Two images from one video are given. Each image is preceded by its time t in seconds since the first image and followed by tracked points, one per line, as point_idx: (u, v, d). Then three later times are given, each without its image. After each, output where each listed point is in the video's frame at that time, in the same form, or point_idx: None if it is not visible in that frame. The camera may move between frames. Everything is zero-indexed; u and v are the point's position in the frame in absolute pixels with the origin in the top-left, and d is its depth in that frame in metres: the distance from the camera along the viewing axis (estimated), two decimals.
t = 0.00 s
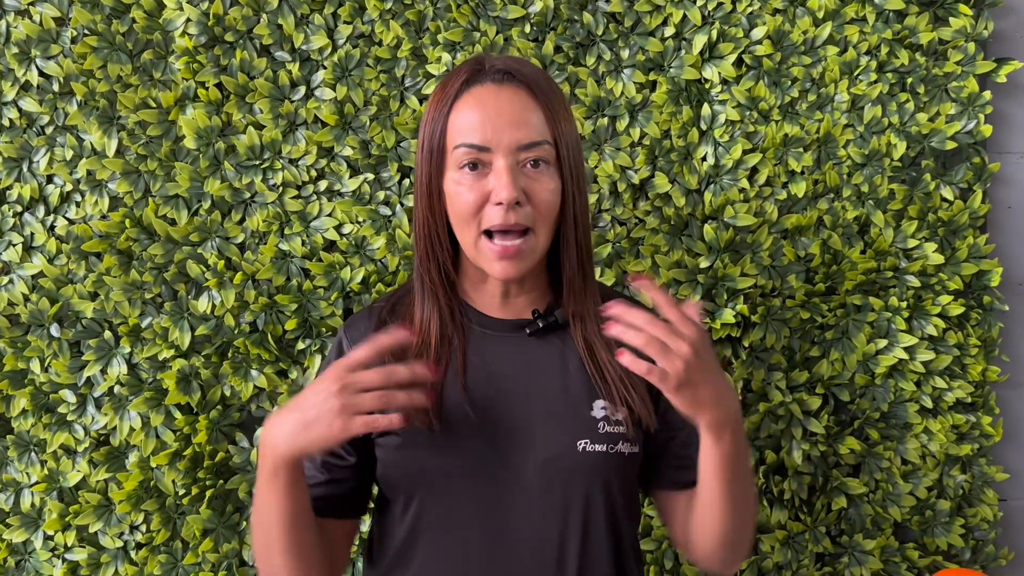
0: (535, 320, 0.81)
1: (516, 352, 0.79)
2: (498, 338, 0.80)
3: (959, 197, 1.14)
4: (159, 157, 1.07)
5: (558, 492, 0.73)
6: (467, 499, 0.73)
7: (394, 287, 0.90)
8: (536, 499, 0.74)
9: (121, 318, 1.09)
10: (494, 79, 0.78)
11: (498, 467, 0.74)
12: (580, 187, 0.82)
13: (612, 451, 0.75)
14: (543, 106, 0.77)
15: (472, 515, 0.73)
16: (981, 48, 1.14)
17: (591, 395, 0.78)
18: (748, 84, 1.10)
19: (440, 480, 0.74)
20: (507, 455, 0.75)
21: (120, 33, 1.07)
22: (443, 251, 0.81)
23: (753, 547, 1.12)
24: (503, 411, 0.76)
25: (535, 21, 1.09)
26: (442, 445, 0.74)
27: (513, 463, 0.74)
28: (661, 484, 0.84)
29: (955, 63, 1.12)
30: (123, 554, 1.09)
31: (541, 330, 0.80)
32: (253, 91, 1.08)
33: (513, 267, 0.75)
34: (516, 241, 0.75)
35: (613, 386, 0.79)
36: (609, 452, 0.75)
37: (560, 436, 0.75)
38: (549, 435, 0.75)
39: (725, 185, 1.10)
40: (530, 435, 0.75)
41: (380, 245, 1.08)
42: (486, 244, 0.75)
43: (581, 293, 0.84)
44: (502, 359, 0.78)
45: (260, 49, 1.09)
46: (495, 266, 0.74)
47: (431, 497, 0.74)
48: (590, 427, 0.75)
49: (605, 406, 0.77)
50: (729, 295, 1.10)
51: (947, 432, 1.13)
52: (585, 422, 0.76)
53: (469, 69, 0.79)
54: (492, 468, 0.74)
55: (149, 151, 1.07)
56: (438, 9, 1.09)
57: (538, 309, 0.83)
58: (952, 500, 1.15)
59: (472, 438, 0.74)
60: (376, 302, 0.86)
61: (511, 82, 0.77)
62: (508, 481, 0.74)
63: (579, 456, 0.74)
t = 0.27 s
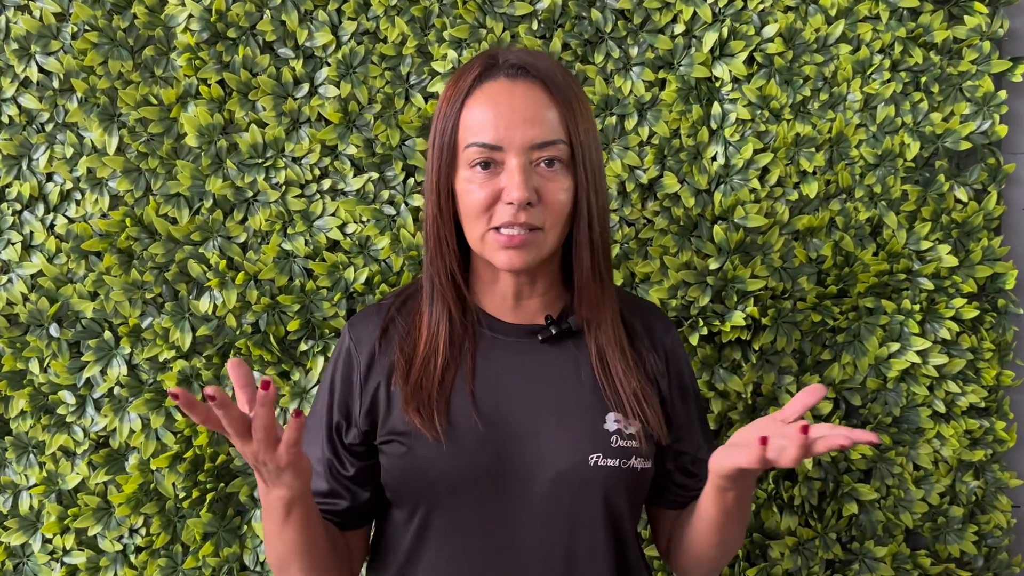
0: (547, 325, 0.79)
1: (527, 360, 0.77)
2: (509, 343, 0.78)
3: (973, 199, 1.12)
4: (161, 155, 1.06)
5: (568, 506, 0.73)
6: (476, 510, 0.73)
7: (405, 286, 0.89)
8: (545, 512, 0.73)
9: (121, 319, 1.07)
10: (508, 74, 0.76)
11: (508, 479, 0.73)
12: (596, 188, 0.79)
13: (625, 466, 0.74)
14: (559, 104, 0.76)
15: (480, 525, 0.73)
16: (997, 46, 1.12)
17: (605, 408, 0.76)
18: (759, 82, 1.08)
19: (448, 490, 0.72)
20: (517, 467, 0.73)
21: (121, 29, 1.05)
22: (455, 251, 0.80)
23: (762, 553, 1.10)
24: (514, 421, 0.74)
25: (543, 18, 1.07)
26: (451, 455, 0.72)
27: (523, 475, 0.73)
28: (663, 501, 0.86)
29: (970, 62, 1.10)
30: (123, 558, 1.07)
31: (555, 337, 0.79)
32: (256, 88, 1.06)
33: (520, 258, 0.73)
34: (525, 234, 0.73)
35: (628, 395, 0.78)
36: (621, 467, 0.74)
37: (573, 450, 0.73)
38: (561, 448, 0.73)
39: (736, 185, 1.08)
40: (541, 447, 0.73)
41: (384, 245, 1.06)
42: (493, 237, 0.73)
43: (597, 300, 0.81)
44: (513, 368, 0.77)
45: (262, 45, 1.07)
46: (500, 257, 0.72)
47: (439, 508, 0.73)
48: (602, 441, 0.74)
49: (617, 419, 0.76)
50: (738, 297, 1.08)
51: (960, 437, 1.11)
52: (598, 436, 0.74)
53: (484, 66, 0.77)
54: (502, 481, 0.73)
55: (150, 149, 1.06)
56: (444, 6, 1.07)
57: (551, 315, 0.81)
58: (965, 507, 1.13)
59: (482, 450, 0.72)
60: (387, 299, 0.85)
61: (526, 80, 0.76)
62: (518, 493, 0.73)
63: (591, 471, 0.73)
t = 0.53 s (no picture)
0: (556, 328, 0.79)
1: (535, 363, 0.77)
2: (518, 343, 0.78)
3: (982, 200, 1.11)
4: (162, 153, 1.05)
5: (576, 511, 0.72)
6: (483, 515, 0.72)
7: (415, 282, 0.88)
8: (552, 518, 0.72)
9: (122, 318, 1.06)
10: (512, 70, 0.75)
11: (515, 484, 0.71)
12: (603, 185, 0.77)
13: (634, 472, 0.73)
14: (562, 99, 0.74)
15: (486, 528, 0.72)
16: (1006, 46, 1.11)
17: (614, 412, 0.75)
18: (766, 81, 1.07)
19: (455, 495, 0.71)
20: (525, 472, 0.72)
21: (122, 26, 1.04)
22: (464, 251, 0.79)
23: (767, 557, 1.09)
24: (522, 426, 0.73)
25: (548, 16, 1.06)
26: (460, 459, 0.71)
27: (531, 480, 0.72)
28: (664, 509, 0.85)
29: (979, 61, 1.09)
30: (123, 559, 1.07)
31: (564, 340, 0.78)
32: (259, 86, 1.05)
33: (524, 259, 0.72)
34: (529, 234, 0.72)
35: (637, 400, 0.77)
36: (631, 473, 0.73)
37: (582, 455, 0.72)
38: (569, 453, 0.72)
39: (742, 186, 1.07)
40: (550, 452, 0.72)
41: (387, 244, 1.06)
42: (498, 237, 0.73)
43: (605, 304, 0.80)
44: (521, 371, 0.76)
45: (265, 43, 1.06)
46: (504, 257, 0.72)
47: (446, 512, 0.72)
48: (612, 447, 0.73)
49: (627, 424, 0.75)
50: (744, 297, 1.07)
51: (968, 440, 1.10)
52: (608, 442, 0.73)
53: (489, 63, 0.76)
54: (510, 486, 0.72)
55: (152, 147, 1.05)
56: (448, 3, 1.06)
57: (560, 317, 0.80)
58: (973, 511, 1.12)
59: (490, 454, 0.71)
60: (395, 295, 0.85)
61: (530, 75, 0.74)
62: (525, 499, 0.72)
63: (600, 477, 0.72)
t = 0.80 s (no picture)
0: (554, 326, 0.77)
1: (535, 360, 0.76)
2: (518, 341, 0.77)
3: (983, 203, 1.11)
4: (165, 155, 1.05)
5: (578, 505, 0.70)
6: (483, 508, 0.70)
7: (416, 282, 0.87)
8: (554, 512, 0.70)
9: (125, 319, 1.06)
10: (485, 76, 0.74)
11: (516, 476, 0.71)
12: (582, 183, 0.74)
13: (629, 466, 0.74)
14: (531, 100, 0.72)
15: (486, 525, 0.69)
16: (1008, 49, 1.11)
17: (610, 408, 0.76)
18: (768, 84, 1.07)
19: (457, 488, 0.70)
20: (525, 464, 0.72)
21: (126, 28, 1.05)
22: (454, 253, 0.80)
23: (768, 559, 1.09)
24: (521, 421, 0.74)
25: (550, 18, 1.06)
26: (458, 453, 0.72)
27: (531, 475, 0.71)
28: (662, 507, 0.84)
29: (981, 65, 1.09)
30: (125, 559, 1.07)
31: (562, 339, 0.77)
32: (261, 89, 1.06)
33: (500, 262, 0.71)
34: (503, 237, 0.71)
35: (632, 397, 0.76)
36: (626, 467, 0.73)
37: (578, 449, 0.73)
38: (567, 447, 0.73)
39: (743, 188, 1.07)
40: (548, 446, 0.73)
41: (389, 246, 1.06)
42: (473, 241, 0.72)
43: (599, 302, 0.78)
44: (521, 368, 0.76)
45: (268, 45, 1.06)
46: (481, 261, 0.71)
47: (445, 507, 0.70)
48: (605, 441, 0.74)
49: (622, 420, 0.76)
50: (746, 300, 1.07)
51: (970, 443, 1.10)
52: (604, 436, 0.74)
53: (470, 69, 0.76)
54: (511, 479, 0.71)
55: (155, 149, 1.05)
56: (450, 6, 1.07)
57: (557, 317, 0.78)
58: (974, 514, 1.12)
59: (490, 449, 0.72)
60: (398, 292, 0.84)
61: (502, 78, 0.73)
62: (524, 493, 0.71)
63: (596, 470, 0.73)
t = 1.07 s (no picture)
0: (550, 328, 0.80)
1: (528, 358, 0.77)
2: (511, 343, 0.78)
3: (983, 205, 1.11)
4: (169, 157, 1.06)
5: (569, 504, 0.71)
6: (478, 504, 0.71)
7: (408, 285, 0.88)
8: (546, 509, 0.71)
9: (129, 320, 1.07)
10: (503, 81, 0.75)
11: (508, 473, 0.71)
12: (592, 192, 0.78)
13: (624, 460, 0.73)
14: (553, 110, 0.74)
15: (482, 520, 0.71)
16: (1008, 52, 1.11)
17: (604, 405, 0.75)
18: (768, 87, 1.08)
19: (452, 486, 0.72)
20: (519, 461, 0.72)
21: (130, 31, 1.05)
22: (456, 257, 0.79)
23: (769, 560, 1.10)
24: (516, 419, 0.74)
25: (552, 21, 1.07)
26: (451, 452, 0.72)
27: (525, 471, 0.72)
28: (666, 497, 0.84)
29: (980, 67, 1.10)
30: (129, 559, 1.08)
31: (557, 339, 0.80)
32: (265, 91, 1.06)
33: (522, 270, 0.73)
34: (525, 244, 0.73)
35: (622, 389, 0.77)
36: (621, 462, 0.73)
37: (571, 444, 0.72)
38: (561, 443, 0.72)
39: (744, 190, 1.08)
40: (541, 444, 0.73)
41: (392, 248, 1.06)
42: (494, 247, 0.73)
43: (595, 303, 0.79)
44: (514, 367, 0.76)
45: (271, 48, 1.07)
46: (504, 269, 0.72)
47: (442, 504, 0.72)
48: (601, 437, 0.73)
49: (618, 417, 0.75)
50: (747, 301, 1.08)
51: (969, 444, 1.10)
52: (597, 431, 0.73)
53: (483, 70, 0.76)
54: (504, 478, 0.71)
55: (159, 151, 1.06)
56: (453, 9, 1.07)
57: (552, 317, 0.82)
58: (974, 515, 1.12)
59: (484, 446, 0.72)
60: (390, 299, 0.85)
61: (521, 86, 0.74)
62: (516, 492, 0.71)
63: (590, 466, 0.71)
